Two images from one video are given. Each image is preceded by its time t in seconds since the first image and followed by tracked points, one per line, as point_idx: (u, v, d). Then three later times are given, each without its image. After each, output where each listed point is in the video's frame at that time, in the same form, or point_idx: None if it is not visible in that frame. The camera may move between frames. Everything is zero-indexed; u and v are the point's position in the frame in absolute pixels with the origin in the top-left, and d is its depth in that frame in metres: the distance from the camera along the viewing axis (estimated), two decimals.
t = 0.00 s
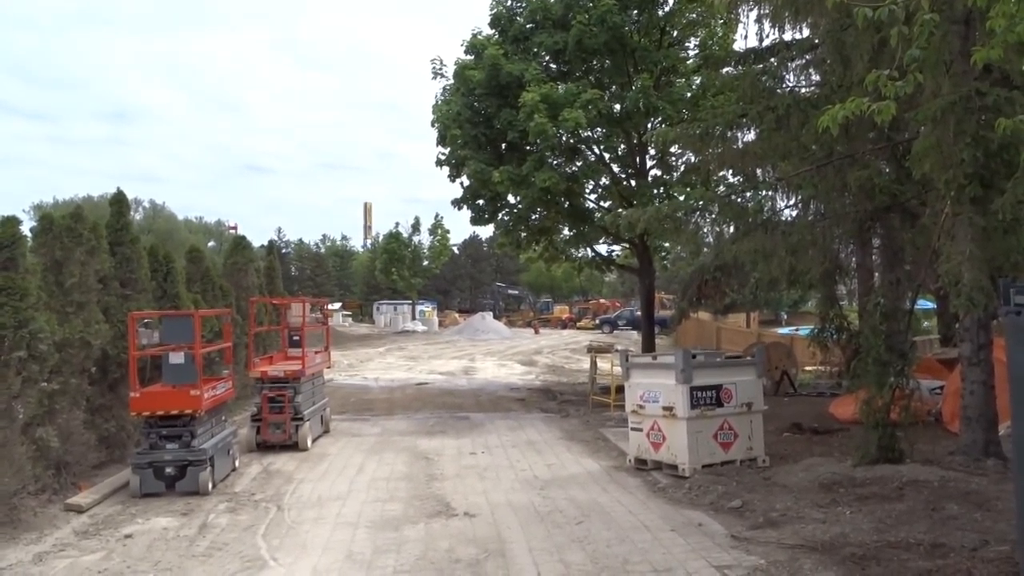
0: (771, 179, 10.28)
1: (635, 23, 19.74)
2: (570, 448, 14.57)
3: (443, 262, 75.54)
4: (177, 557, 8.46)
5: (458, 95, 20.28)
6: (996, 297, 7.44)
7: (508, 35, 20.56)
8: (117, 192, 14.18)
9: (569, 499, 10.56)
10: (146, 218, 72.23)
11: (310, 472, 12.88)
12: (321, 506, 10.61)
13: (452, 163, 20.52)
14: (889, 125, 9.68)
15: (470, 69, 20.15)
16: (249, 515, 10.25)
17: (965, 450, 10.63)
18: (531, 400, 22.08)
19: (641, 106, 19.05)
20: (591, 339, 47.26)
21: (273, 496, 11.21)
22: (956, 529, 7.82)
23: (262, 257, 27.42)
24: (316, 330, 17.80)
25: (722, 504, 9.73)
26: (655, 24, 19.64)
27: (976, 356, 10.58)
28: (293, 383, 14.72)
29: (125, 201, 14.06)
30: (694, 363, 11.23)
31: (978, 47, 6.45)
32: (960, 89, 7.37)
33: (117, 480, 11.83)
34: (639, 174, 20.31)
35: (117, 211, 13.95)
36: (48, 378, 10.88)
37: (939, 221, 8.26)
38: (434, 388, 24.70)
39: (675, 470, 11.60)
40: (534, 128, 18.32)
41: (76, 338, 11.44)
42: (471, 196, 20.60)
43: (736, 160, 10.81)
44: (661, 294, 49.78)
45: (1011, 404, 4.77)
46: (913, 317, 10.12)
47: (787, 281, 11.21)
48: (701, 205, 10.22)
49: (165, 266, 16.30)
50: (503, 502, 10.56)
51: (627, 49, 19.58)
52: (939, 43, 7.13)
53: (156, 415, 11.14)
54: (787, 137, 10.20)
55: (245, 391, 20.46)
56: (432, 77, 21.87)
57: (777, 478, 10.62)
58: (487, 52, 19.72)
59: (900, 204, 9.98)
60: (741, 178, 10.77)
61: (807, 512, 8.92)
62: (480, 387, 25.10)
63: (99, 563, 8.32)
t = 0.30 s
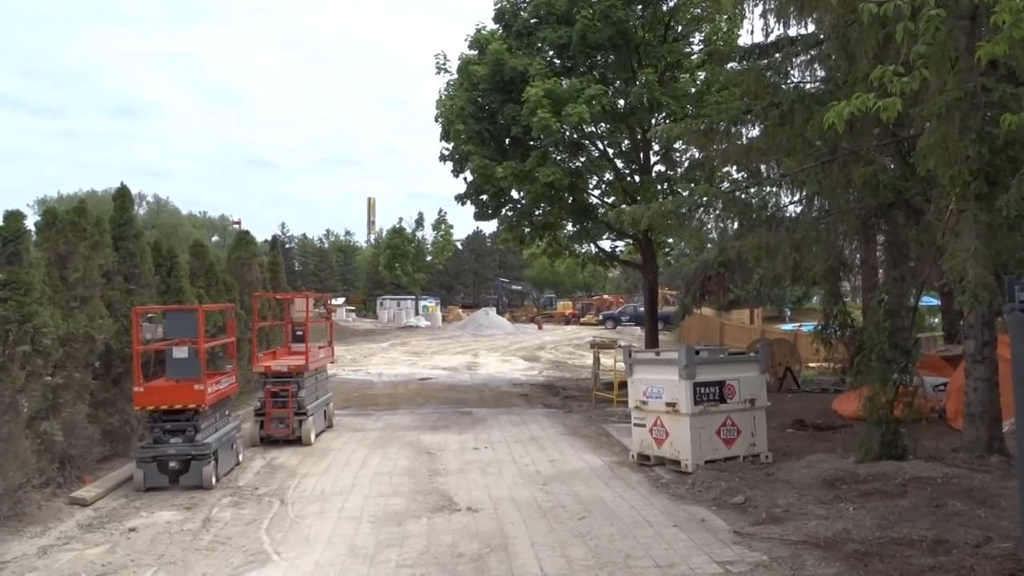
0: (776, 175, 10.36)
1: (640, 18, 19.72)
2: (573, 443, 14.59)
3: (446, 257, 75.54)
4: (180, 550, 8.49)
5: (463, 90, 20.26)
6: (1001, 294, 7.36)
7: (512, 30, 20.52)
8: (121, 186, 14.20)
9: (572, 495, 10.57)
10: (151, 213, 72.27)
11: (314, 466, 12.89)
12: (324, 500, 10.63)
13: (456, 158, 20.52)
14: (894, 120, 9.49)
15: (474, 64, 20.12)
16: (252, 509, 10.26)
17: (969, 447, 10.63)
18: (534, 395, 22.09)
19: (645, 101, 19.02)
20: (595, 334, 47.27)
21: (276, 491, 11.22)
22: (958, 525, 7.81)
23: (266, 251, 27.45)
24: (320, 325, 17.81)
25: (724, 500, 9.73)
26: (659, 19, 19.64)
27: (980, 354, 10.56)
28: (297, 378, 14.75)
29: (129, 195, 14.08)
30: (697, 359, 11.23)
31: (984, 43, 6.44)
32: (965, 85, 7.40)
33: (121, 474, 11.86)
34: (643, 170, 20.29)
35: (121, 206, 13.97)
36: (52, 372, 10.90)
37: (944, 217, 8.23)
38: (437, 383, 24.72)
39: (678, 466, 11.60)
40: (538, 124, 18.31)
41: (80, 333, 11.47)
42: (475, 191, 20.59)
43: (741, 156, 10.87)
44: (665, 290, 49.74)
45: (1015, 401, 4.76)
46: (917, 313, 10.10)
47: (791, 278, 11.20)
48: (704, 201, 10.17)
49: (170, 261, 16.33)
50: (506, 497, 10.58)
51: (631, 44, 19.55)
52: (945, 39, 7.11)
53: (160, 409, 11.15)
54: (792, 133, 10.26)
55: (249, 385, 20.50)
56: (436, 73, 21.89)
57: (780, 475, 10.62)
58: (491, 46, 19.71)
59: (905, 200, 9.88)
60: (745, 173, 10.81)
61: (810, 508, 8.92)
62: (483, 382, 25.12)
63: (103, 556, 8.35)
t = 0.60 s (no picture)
0: (771, 169, 10.30)
1: (636, 11, 19.59)
2: (568, 438, 14.59)
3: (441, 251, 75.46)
4: (173, 544, 8.46)
5: (458, 83, 20.20)
6: (995, 289, 7.40)
7: (508, 23, 20.45)
8: (115, 179, 14.13)
9: (566, 489, 10.56)
10: (144, 206, 72.09)
11: (307, 460, 12.88)
12: (317, 494, 10.61)
13: (451, 152, 20.49)
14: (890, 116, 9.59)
15: (469, 58, 20.04)
16: (246, 502, 10.25)
17: (962, 442, 10.65)
18: (528, 389, 22.09)
19: (641, 95, 18.94)
20: (589, 329, 47.29)
21: (269, 484, 11.20)
22: (951, 520, 7.82)
23: (260, 245, 27.39)
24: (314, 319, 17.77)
25: (718, 494, 9.74)
26: (656, 13, 19.54)
27: (974, 348, 10.55)
28: (291, 371, 14.71)
29: (123, 188, 14.02)
30: (691, 354, 11.24)
31: (982, 37, 6.43)
32: (962, 80, 7.41)
33: (114, 467, 11.83)
34: (639, 164, 20.24)
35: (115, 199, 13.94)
36: (46, 365, 10.85)
37: (940, 212, 8.23)
38: (432, 376, 24.71)
39: (671, 460, 11.61)
40: (534, 118, 18.28)
41: (73, 326, 11.43)
42: (470, 185, 20.55)
43: (736, 150, 10.78)
44: (659, 284, 49.76)
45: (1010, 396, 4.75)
46: (911, 308, 10.11)
47: (786, 272, 11.19)
48: (700, 195, 10.02)
49: (163, 254, 16.27)
50: (500, 491, 10.57)
51: (627, 38, 19.46)
52: (943, 33, 7.10)
53: (154, 403, 11.13)
54: (789, 128, 10.18)
55: (243, 379, 20.46)
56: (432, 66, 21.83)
57: (773, 469, 10.63)
58: (486, 40, 19.68)
59: (900, 195, 9.97)
60: (741, 168, 10.80)
61: (803, 503, 8.94)
62: (477, 376, 25.11)
63: (96, 550, 8.32)
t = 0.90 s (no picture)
0: (763, 172, 10.42)
1: (629, 14, 19.69)
2: (559, 437, 14.65)
3: (434, 251, 75.47)
4: (164, 543, 8.50)
5: (452, 83, 20.31)
6: (983, 292, 7.53)
7: (502, 23, 20.50)
8: (105, 175, 14.14)
9: (555, 489, 10.62)
10: (136, 204, 71.94)
11: (299, 459, 12.91)
12: (309, 493, 10.65)
13: (443, 151, 20.54)
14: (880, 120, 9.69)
15: (464, 57, 20.20)
16: (237, 501, 10.28)
17: (949, 443, 10.76)
18: (520, 389, 22.15)
19: (634, 96, 19.04)
20: (581, 329, 47.41)
21: (261, 483, 11.23)
22: (938, 520, 7.91)
23: (251, 243, 27.38)
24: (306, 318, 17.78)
25: (708, 494, 9.81)
26: (649, 15, 19.59)
27: (961, 351, 10.63)
28: (281, 370, 14.72)
29: (113, 184, 14.03)
30: (682, 355, 11.29)
31: (972, 45, 6.50)
32: (950, 86, 7.46)
33: (104, 465, 11.85)
34: (631, 166, 20.32)
35: (104, 195, 13.92)
36: (34, 362, 10.86)
37: (928, 216, 8.31)
38: (423, 376, 24.74)
39: (662, 460, 11.68)
40: (527, 118, 18.36)
41: (61, 322, 11.45)
42: (463, 185, 20.59)
43: (729, 152, 10.89)
44: (651, 285, 49.85)
45: (996, 399, 4.82)
46: (899, 310, 10.21)
47: (776, 274, 11.26)
48: (691, 197, 10.18)
49: (153, 251, 16.28)
50: (490, 491, 10.62)
51: (621, 40, 19.57)
52: (932, 39, 7.21)
53: (144, 401, 11.14)
54: (780, 131, 10.31)
55: (234, 377, 20.47)
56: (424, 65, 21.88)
57: (763, 469, 10.71)
58: (480, 40, 19.79)
59: (889, 198, 10.11)
60: (733, 171, 10.99)
61: (793, 503, 9.01)
62: (469, 376, 25.16)
63: (86, 549, 8.35)
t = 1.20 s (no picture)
0: (770, 177, 10.34)
1: (638, 17, 19.71)
2: (562, 440, 14.60)
3: (439, 251, 75.47)
4: (165, 538, 8.47)
5: (460, 84, 20.29)
6: (991, 301, 7.46)
7: (511, 25, 20.49)
8: (114, 171, 14.15)
9: (558, 491, 10.57)
10: (143, 199, 72.10)
11: (301, 456, 12.88)
12: (310, 491, 10.62)
13: (451, 152, 20.53)
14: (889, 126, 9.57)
15: (472, 58, 20.11)
16: (238, 498, 10.25)
17: (954, 452, 10.69)
18: (524, 391, 22.11)
19: (642, 99, 19.00)
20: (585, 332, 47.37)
21: (262, 480, 11.21)
22: (942, 530, 7.85)
23: (258, 240, 27.38)
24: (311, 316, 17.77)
25: (710, 500, 9.76)
26: (658, 18, 19.59)
27: (968, 360, 10.61)
28: (286, 367, 14.72)
29: (122, 180, 14.04)
30: (687, 359, 11.26)
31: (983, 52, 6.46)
32: (960, 93, 7.45)
33: (106, 460, 11.84)
34: (638, 168, 20.26)
35: (113, 191, 13.95)
36: (40, 356, 10.85)
37: (936, 223, 8.24)
38: (427, 376, 24.72)
39: (664, 465, 11.62)
40: (535, 120, 18.33)
41: (69, 316, 11.43)
42: (470, 186, 20.56)
43: (736, 157, 10.84)
44: (656, 289, 49.78)
45: (1001, 408, 4.78)
46: (906, 318, 10.16)
47: (782, 280, 11.24)
48: (698, 202, 10.04)
49: (160, 247, 16.29)
50: (492, 492, 10.58)
51: (630, 42, 19.53)
52: (943, 45, 7.19)
53: (148, 396, 11.13)
54: (788, 136, 10.19)
55: (238, 374, 20.47)
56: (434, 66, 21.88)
57: (766, 476, 10.65)
58: (489, 41, 19.77)
59: (897, 205, 9.97)
60: (739, 175, 10.76)
61: (794, 510, 8.95)
62: (473, 376, 25.12)
63: (87, 542, 8.33)
